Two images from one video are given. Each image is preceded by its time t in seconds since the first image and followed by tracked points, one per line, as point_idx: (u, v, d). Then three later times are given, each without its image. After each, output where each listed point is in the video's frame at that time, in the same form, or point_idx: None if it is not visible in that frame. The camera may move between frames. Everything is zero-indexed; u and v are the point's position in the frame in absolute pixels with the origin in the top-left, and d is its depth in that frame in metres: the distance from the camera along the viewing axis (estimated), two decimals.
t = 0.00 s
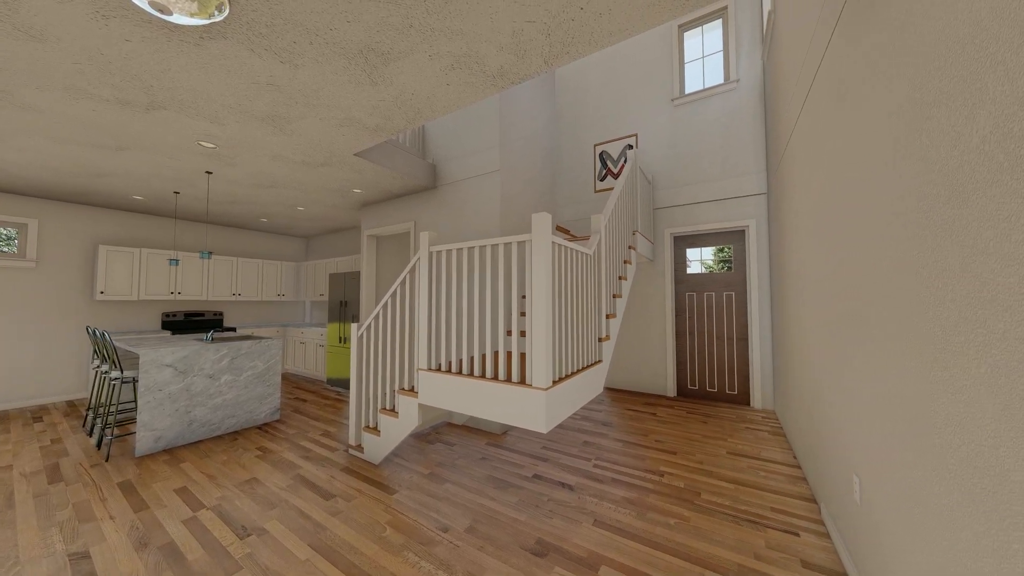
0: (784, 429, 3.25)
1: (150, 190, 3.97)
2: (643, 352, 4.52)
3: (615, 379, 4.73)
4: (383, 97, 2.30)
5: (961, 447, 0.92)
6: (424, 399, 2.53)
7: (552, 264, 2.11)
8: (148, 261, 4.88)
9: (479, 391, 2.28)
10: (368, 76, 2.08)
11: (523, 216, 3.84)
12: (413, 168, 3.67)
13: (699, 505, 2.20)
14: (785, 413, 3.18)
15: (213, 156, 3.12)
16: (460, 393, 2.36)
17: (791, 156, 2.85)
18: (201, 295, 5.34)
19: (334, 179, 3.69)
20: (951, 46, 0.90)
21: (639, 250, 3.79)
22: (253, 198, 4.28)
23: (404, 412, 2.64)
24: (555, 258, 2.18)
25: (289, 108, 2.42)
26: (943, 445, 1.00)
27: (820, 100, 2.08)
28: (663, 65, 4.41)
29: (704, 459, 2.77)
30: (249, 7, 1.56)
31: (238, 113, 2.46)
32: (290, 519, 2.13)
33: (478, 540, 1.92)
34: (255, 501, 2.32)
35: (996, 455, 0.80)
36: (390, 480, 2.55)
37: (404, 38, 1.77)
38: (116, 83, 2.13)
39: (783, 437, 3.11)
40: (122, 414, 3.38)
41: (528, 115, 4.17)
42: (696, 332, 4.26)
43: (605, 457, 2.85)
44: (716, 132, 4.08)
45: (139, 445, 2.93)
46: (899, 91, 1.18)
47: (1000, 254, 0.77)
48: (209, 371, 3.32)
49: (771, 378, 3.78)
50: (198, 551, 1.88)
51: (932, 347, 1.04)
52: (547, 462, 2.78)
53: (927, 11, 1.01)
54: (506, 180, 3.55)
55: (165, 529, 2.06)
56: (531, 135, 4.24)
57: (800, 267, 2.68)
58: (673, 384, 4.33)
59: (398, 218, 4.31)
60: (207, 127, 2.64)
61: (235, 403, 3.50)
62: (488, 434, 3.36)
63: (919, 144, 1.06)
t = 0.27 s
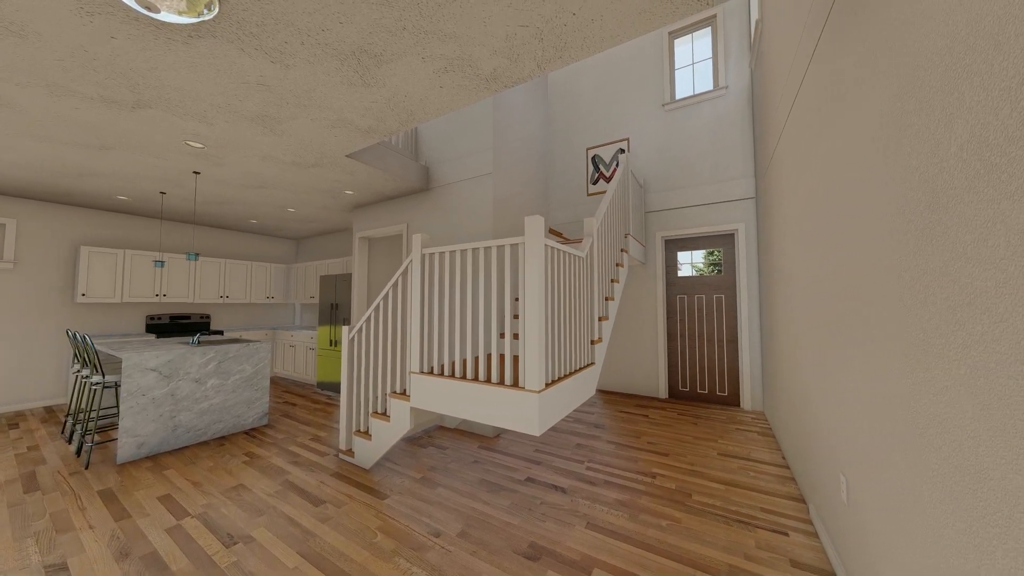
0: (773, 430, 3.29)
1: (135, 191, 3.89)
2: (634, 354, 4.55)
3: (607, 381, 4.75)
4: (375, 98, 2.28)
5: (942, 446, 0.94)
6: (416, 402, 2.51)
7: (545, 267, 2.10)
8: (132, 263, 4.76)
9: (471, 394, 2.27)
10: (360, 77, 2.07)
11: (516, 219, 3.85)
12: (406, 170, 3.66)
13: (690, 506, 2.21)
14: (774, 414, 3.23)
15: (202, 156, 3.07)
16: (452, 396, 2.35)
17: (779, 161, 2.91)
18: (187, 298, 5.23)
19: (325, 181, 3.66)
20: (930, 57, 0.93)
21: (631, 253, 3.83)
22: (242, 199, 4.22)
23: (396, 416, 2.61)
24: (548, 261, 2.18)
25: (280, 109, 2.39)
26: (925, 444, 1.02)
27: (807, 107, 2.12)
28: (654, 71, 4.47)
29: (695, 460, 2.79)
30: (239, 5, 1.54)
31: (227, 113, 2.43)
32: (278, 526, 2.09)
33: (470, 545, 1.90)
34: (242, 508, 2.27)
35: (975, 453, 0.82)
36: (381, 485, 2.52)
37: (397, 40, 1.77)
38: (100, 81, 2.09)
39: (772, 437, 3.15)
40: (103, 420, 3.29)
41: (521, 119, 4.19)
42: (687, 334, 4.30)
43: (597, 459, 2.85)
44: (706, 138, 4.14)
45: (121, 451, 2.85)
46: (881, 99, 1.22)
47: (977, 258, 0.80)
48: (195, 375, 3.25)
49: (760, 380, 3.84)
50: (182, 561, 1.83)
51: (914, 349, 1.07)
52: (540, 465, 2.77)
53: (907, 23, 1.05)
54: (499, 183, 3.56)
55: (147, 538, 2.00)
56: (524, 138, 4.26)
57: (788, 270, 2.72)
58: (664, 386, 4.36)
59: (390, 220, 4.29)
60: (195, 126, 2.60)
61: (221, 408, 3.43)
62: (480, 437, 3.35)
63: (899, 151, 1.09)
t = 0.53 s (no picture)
0: (765, 431, 3.32)
1: (125, 191, 3.83)
2: (629, 356, 4.57)
3: (601, 383, 4.76)
4: (370, 99, 2.27)
5: (929, 446, 0.96)
6: (410, 405, 2.49)
7: (540, 268, 2.10)
8: (120, 264, 4.68)
9: (466, 397, 2.26)
10: (355, 78, 2.06)
11: (511, 221, 3.86)
12: (401, 172, 3.65)
13: (685, 507, 2.22)
14: (766, 415, 3.26)
15: (193, 156, 3.04)
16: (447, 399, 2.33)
17: (771, 165, 2.95)
18: (177, 300, 5.15)
19: (319, 182, 3.63)
20: (916, 65, 0.95)
21: (625, 255, 3.85)
22: (235, 200, 4.17)
23: (390, 419, 2.59)
24: (543, 263, 2.18)
25: (273, 109, 2.37)
26: (913, 444, 1.04)
27: (797, 112, 2.16)
28: (648, 75, 4.52)
29: (689, 462, 2.80)
30: (232, 4, 1.53)
31: (219, 113, 2.41)
32: (269, 531, 2.06)
33: (464, 549, 1.89)
34: (232, 514, 2.23)
35: (962, 452, 0.83)
36: (374, 489, 2.49)
37: (392, 42, 1.77)
38: (89, 79, 2.06)
39: (764, 438, 3.17)
40: (89, 424, 3.22)
41: (517, 121, 4.20)
42: (681, 336, 4.33)
43: (592, 461, 2.86)
44: (699, 142, 4.19)
45: (108, 457, 2.79)
46: (869, 105, 1.24)
47: (962, 261, 0.81)
48: (184, 378, 3.20)
49: (753, 381, 3.87)
50: (169, 569, 1.79)
51: (902, 350, 1.08)
52: (535, 468, 2.77)
53: (893, 31, 1.07)
54: (494, 185, 3.56)
55: (134, 546, 1.96)
56: (520, 141, 4.27)
57: (780, 273, 2.75)
58: (658, 388, 4.38)
59: (385, 222, 4.27)
60: (187, 126, 2.57)
61: (212, 411, 3.37)
62: (475, 440, 3.33)
63: (886, 156, 1.12)
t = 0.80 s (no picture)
0: (761, 431, 3.33)
1: (118, 191, 3.79)
2: (625, 357, 4.58)
3: (598, 384, 4.77)
4: (367, 100, 2.27)
5: (922, 446, 0.97)
6: (407, 406, 2.48)
7: (537, 269, 2.10)
8: (113, 265, 4.64)
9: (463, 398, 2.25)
10: (351, 79, 2.05)
11: (508, 222, 3.86)
12: (397, 172, 3.64)
13: (681, 508, 2.22)
14: (762, 416, 3.27)
15: (188, 156, 3.01)
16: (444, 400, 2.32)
17: (766, 167, 2.97)
18: (171, 301, 5.10)
19: (315, 182, 3.62)
20: (907, 69, 0.96)
21: (622, 256, 3.86)
22: (230, 200, 4.14)
23: (386, 421, 2.57)
24: (540, 264, 2.18)
25: (269, 109, 2.36)
26: (906, 444, 1.05)
27: (792, 115, 2.18)
28: (644, 78, 4.54)
29: (685, 462, 2.81)
30: (228, 4, 1.52)
31: (215, 113, 2.39)
32: (263, 534, 2.04)
33: (461, 551, 1.88)
34: (226, 517, 2.21)
35: (954, 452, 0.84)
36: (370, 491, 2.48)
37: (389, 42, 1.76)
38: (82, 78, 2.04)
39: (760, 439, 3.19)
40: (81, 427, 3.18)
41: (514, 122, 4.21)
42: (677, 337, 4.35)
43: (589, 462, 2.86)
44: (695, 144, 4.22)
45: (100, 460, 2.76)
46: (862, 109, 1.25)
47: (953, 263, 0.82)
48: (178, 380, 3.17)
49: (749, 381, 3.89)
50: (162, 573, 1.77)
51: (895, 351, 1.09)
52: (532, 469, 2.76)
53: (886, 36, 1.08)
54: (491, 186, 3.56)
55: (126, 550, 1.93)
56: (517, 142, 4.27)
57: (775, 274, 2.77)
58: (655, 389, 4.39)
59: (381, 223, 4.26)
60: (181, 126, 2.55)
61: (206, 413, 3.34)
62: (472, 441, 3.32)
63: (878, 160, 1.13)
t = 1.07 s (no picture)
0: (760, 431, 3.34)
1: (117, 191, 3.79)
2: (625, 358, 4.58)
3: (598, 384, 4.77)
4: (367, 100, 2.27)
5: (922, 447, 0.97)
6: (406, 406, 2.48)
7: (537, 270, 2.10)
8: (112, 265, 4.63)
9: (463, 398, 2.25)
10: (351, 79, 2.05)
11: (508, 222, 3.86)
12: (397, 172, 3.64)
13: (681, 509, 2.22)
14: (762, 416, 3.27)
15: (187, 156, 3.01)
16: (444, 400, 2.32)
17: (766, 167, 2.97)
18: (170, 301, 5.10)
19: (315, 182, 3.62)
20: (907, 70, 0.96)
21: (621, 257, 3.86)
22: (229, 200, 4.14)
23: (386, 421, 2.57)
24: (540, 264, 2.18)
25: (269, 109, 2.36)
26: (906, 444, 1.05)
27: (791, 116, 2.18)
28: (644, 78, 4.54)
29: (685, 463, 2.81)
30: (228, 4, 1.52)
31: (214, 113, 2.39)
32: (262, 535, 2.03)
33: (461, 551, 1.88)
34: (226, 517, 2.21)
35: (954, 452, 0.84)
36: (370, 492, 2.48)
37: (389, 43, 1.76)
38: (81, 78, 2.04)
39: (759, 439, 3.19)
40: (79, 427, 3.17)
41: (513, 122, 4.21)
42: (677, 337, 4.35)
43: (588, 462, 2.86)
44: (694, 144, 4.22)
45: (99, 460, 2.75)
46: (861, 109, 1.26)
47: (953, 263, 0.82)
48: (178, 380, 3.17)
49: (748, 382, 3.90)
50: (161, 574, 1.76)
51: (895, 351, 1.09)
52: (531, 469, 2.76)
53: (885, 35, 1.08)
54: (491, 187, 3.56)
55: (124, 551, 1.93)
56: (516, 142, 4.27)
57: (775, 274, 2.77)
58: (654, 389, 4.39)
59: (381, 223, 4.25)
60: (180, 126, 2.55)
61: (205, 414, 3.34)
62: (472, 442, 3.32)
63: (878, 160, 1.14)
